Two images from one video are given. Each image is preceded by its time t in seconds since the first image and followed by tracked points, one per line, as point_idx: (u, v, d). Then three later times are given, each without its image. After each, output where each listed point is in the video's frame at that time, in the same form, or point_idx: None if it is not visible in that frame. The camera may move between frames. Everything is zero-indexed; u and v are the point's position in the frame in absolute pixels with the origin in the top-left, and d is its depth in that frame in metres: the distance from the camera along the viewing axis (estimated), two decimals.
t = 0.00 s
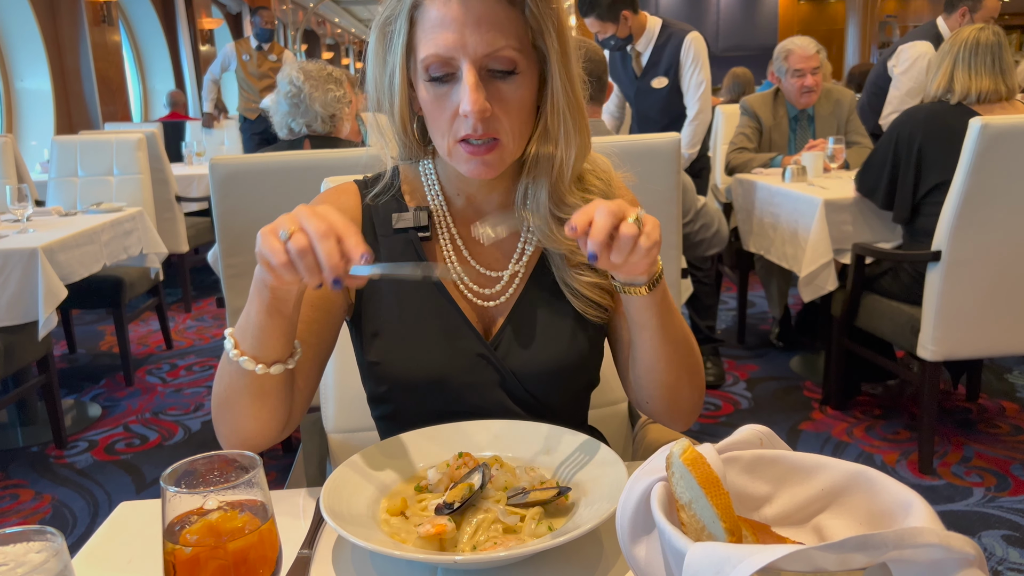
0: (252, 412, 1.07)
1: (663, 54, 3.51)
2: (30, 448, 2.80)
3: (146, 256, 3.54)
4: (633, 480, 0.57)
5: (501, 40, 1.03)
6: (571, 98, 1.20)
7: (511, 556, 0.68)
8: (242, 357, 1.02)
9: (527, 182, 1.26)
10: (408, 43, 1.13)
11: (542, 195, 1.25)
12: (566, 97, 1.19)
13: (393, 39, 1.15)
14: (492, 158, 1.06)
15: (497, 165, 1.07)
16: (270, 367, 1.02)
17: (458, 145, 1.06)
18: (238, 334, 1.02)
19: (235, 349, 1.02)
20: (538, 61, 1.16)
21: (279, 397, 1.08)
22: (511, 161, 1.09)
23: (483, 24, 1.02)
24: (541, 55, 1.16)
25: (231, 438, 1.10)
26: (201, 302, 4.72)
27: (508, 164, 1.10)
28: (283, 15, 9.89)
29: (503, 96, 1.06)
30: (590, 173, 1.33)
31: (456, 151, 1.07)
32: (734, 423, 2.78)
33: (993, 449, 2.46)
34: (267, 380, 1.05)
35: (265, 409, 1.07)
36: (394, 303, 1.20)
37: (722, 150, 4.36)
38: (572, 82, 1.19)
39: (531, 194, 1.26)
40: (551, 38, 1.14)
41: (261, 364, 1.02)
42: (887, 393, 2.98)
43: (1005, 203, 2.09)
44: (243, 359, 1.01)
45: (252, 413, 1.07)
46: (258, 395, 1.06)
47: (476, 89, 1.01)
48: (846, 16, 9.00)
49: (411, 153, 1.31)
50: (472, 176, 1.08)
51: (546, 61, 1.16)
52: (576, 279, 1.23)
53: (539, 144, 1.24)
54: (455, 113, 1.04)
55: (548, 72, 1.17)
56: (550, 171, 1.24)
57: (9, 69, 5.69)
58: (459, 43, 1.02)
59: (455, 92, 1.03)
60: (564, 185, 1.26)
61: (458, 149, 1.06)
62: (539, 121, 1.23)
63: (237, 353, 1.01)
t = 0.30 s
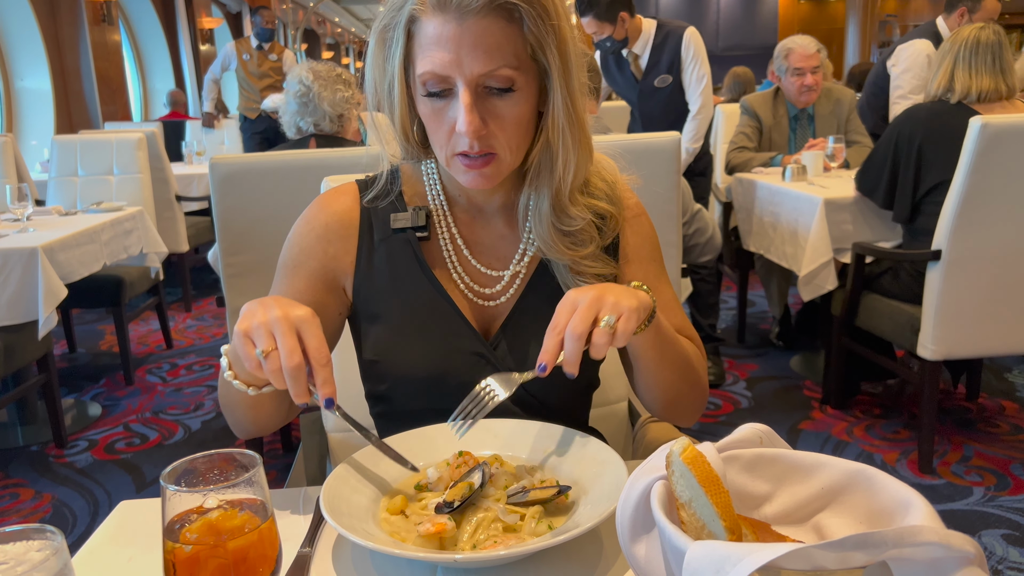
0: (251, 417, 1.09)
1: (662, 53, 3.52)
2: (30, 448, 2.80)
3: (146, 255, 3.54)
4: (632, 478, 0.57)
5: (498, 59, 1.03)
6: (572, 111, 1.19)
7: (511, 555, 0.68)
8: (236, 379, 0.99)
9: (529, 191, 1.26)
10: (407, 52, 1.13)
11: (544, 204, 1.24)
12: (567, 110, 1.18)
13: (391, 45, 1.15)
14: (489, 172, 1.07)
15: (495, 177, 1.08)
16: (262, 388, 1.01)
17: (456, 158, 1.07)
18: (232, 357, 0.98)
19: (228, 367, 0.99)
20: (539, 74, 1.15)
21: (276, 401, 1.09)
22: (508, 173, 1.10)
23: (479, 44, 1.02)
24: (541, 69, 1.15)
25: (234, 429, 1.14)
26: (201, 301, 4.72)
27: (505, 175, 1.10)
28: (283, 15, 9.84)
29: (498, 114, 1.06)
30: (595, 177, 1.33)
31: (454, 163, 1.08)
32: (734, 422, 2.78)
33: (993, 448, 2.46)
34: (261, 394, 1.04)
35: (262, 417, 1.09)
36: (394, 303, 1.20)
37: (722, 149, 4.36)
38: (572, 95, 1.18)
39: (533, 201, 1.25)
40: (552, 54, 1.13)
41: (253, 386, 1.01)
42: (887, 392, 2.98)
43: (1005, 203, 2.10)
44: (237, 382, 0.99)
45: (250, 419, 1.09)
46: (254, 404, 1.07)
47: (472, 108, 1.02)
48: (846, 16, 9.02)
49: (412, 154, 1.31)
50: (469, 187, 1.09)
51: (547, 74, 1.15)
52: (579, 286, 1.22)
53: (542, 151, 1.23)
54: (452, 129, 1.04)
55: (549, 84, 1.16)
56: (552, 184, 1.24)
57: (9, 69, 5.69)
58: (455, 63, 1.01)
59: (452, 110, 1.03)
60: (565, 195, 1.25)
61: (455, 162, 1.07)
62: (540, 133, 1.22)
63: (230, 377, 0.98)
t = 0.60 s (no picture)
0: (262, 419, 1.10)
1: (662, 53, 3.52)
2: (31, 447, 2.80)
3: (146, 254, 3.54)
4: (633, 477, 0.57)
5: (497, 58, 1.03)
6: (571, 110, 1.19)
7: (512, 553, 0.67)
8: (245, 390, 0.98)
9: (528, 191, 1.26)
10: (406, 52, 1.13)
11: (544, 204, 1.23)
12: (566, 111, 1.18)
13: (391, 44, 1.15)
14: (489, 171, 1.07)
15: (494, 176, 1.08)
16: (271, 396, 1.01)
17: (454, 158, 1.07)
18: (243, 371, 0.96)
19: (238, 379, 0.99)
20: (538, 74, 1.15)
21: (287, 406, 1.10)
22: (507, 173, 1.10)
23: (477, 43, 1.02)
24: (540, 68, 1.15)
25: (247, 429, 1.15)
26: (201, 301, 4.72)
27: (505, 175, 1.10)
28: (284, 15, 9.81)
29: (497, 114, 1.06)
30: (594, 176, 1.32)
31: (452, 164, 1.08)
32: (734, 421, 2.78)
33: (994, 447, 2.46)
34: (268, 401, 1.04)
35: (274, 422, 1.10)
36: (393, 302, 1.20)
37: (722, 148, 4.36)
38: (572, 94, 1.18)
39: (532, 201, 1.25)
40: (551, 53, 1.13)
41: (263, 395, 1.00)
42: (887, 391, 2.98)
43: (1005, 203, 2.09)
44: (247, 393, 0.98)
45: (262, 424, 1.10)
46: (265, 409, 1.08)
47: (470, 107, 1.01)
48: (846, 16, 9.02)
49: (411, 153, 1.31)
50: (468, 186, 1.09)
51: (546, 73, 1.15)
52: (578, 287, 1.22)
53: (541, 151, 1.23)
54: (449, 129, 1.04)
55: (548, 84, 1.16)
56: (551, 183, 1.23)
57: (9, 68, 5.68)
58: (454, 62, 1.01)
59: (450, 109, 1.03)
60: (565, 195, 1.25)
61: (454, 161, 1.07)
62: (539, 132, 1.22)
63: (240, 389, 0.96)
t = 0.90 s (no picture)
0: (264, 423, 1.09)
1: (664, 52, 3.52)
2: (31, 447, 2.80)
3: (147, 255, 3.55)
4: (634, 478, 0.57)
5: (496, 51, 1.03)
6: (570, 106, 1.19)
7: (512, 555, 0.67)
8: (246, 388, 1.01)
9: (527, 190, 1.26)
10: (405, 50, 1.13)
11: (543, 202, 1.23)
12: (565, 106, 1.18)
13: (389, 44, 1.15)
14: (489, 167, 1.06)
15: (495, 173, 1.07)
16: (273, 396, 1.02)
17: (455, 154, 1.07)
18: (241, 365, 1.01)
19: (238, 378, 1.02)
20: (536, 70, 1.15)
21: (288, 406, 1.10)
22: (508, 169, 1.10)
23: (476, 37, 1.02)
24: (539, 64, 1.15)
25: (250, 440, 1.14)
26: (202, 302, 4.72)
27: (505, 171, 1.10)
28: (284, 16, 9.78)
29: (497, 109, 1.06)
30: (592, 175, 1.32)
31: (453, 160, 1.07)
32: (734, 422, 2.78)
33: (994, 448, 2.46)
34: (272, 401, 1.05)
35: (275, 424, 1.10)
36: (393, 303, 1.20)
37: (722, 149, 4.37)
38: (570, 90, 1.18)
39: (531, 200, 1.25)
40: (549, 48, 1.13)
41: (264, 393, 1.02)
42: (887, 392, 2.98)
43: (1005, 203, 2.09)
44: (247, 392, 1.01)
45: (263, 429, 1.10)
46: (266, 410, 1.07)
47: (470, 102, 1.01)
48: (847, 16, 9.02)
49: (411, 154, 1.31)
50: (469, 184, 1.09)
51: (544, 69, 1.15)
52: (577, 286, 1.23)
53: (540, 149, 1.23)
54: (450, 125, 1.04)
55: (546, 79, 1.16)
56: (550, 181, 1.23)
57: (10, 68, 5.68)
58: (453, 56, 1.02)
59: (450, 105, 1.03)
60: (563, 193, 1.25)
61: (455, 157, 1.07)
62: (538, 129, 1.22)
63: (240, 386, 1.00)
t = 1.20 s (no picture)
0: (262, 427, 1.09)
1: (668, 48, 3.53)
2: (30, 449, 2.80)
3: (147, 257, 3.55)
4: (633, 482, 0.57)
5: (499, 49, 1.03)
6: (571, 106, 1.19)
7: (512, 559, 0.67)
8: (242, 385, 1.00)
9: (528, 190, 1.26)
10: (408, 50, 1.13)
11: (544, 202, 1.24)
12: (566, 105, 1.18)
13: (393, 43, 1.16)
14: (491, 166, 1.06)
15: (497, 173, 1.07)
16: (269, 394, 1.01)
17: (456, 153, 1.07)
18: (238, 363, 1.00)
19: (234, 374, 1.01)
20: (539, 69, 1.15)
21: (285, 410, 1.09)
22: (511, 169, 1.10)
23: (480, 35, 1.02)
24: (541, 64, 1.15)
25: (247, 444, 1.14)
26: (202, 304, 4.72)
27: (508, 171, 1.10)
28: (283, 17, 9.76)
29: (499, 107, 1.06)
30: (592, 178, 1.33)
31: (454, 159, 1.07)
32: (734, 425, 2.77)
33: (994, 451, 2.46)
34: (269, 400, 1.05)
35: (273, 424, 1.09)
36: (395, 305, 1.20)
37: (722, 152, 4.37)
38: (572, 90, 1.18)
39: (532, 201, 1.26)
40: (551, 48, 1.13)
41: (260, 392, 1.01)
42: (888, 396, 2.98)
43: (1006, 206, 2.09)
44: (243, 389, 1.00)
45: (261, 432, 1.09)
46: (263, 412, 1.07)
47: (473, 100, 1.01)
48: (847, 19, 8.99)
49: (413, 156, 1.31)
50: (470, 183, 1.09)
51: (546, 69, 1.15)
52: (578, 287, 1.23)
53: (541, 149, 1.23)
54: (452, 123, 1.04)
55: (548, 79, 1.16)
56: (551, 181, 1.24)
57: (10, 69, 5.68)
58: (456, 54, 1.02)
59: (453, 103, 1.03)
60: (564, 194, 1.25)
61: (456, 156, 1.07)
62: (539, 130, 1.22)
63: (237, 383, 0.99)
